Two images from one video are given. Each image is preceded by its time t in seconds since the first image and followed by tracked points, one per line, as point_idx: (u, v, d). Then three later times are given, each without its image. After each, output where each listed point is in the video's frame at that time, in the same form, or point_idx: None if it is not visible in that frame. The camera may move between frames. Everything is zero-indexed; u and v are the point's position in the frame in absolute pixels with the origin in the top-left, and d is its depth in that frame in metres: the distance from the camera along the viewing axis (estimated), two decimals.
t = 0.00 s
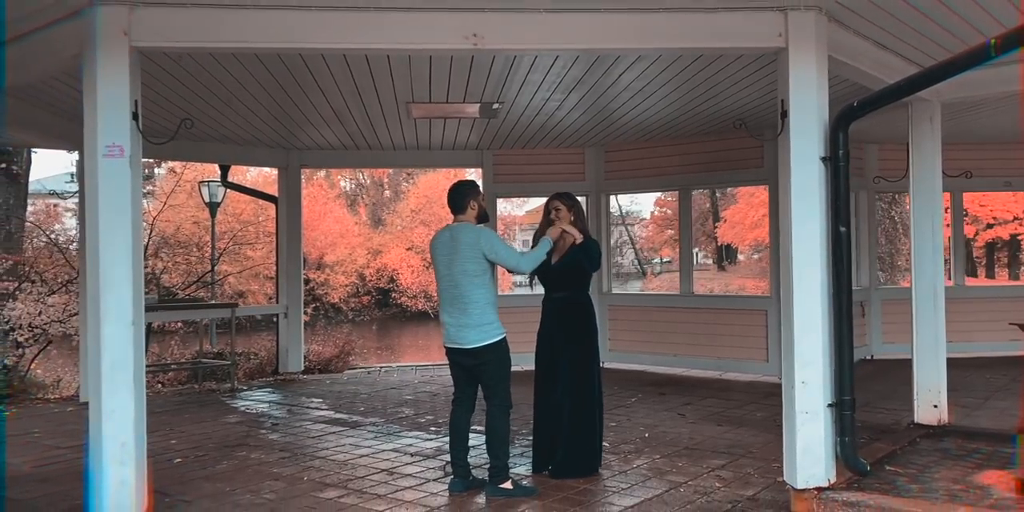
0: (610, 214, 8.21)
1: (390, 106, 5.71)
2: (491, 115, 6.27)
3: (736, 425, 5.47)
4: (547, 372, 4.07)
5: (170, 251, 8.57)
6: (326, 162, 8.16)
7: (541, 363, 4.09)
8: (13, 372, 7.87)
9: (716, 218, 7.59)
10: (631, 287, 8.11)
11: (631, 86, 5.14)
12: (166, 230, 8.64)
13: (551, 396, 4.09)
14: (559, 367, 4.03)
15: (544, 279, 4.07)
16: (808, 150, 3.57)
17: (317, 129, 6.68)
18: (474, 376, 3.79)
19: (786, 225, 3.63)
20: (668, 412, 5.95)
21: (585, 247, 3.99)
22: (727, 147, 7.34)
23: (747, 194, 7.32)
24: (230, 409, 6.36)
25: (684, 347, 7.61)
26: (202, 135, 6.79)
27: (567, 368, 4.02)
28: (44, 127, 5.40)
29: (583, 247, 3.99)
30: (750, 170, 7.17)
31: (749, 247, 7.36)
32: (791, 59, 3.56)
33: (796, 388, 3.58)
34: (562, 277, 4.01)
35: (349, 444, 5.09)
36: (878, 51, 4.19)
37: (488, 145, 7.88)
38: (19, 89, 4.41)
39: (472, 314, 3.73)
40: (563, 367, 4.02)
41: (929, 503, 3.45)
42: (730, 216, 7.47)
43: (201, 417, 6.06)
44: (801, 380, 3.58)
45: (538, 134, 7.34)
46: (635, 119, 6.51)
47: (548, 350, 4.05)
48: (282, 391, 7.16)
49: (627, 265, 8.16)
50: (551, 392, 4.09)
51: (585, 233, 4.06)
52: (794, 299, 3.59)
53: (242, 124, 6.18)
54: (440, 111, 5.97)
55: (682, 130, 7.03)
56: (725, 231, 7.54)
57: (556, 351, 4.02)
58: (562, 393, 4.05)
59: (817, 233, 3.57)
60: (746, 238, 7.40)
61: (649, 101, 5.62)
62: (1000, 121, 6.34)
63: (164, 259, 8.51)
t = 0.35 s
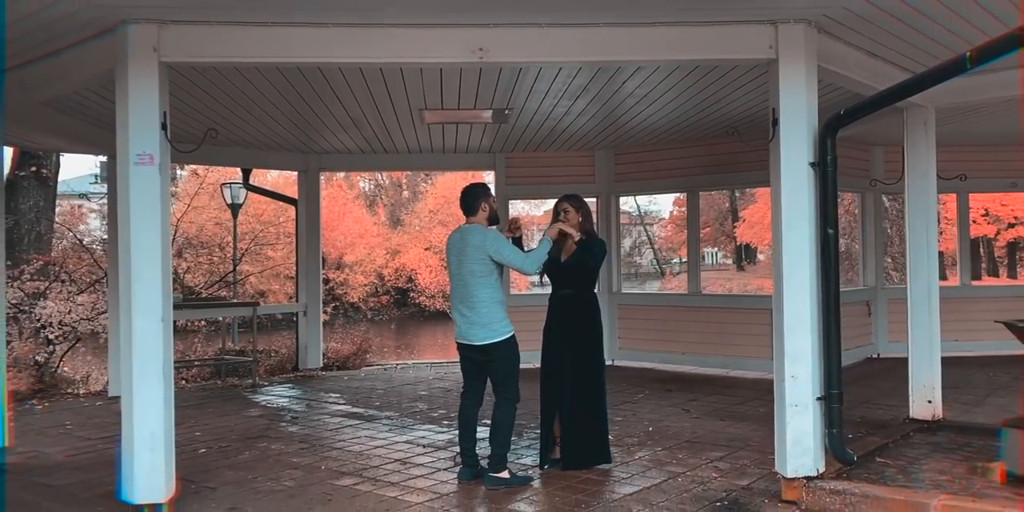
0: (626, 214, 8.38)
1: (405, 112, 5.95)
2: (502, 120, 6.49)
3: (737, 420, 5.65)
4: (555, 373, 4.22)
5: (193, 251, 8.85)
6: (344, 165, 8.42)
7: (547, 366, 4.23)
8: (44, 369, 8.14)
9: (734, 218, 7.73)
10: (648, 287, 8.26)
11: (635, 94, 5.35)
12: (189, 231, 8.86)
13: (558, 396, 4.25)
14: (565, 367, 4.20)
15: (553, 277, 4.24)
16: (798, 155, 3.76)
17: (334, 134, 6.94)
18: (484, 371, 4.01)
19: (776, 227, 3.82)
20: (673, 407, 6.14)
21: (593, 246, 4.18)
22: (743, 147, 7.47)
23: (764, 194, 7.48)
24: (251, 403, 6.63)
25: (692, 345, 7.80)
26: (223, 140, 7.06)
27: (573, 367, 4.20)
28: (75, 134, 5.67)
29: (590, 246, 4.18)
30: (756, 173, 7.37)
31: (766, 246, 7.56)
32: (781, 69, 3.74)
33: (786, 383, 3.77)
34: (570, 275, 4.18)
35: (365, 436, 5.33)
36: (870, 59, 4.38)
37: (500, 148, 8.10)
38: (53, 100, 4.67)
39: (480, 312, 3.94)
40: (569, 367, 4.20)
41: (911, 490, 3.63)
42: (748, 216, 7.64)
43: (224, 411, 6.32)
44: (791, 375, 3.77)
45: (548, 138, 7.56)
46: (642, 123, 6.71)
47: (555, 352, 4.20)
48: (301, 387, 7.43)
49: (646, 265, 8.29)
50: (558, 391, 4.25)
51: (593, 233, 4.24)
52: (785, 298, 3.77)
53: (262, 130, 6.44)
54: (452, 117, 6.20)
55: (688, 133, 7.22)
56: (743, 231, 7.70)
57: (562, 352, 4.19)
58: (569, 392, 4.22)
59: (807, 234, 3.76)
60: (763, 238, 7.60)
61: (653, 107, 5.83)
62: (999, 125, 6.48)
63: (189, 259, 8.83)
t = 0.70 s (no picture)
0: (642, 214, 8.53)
1: (420, 118, 6.16)
2: (514, 125, 6.69)
3: (742, 416, 5.83)
4: (561, 368, 4.43)
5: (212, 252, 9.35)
6: (361, 168, 8.66)
7: (555, 361, 4.45)
8: (72, 366, 8.27)
9: (751, 219, 7.84)
10: (665, 287, 8.35)
11: (642, 101, 5.55)
12: (211, 232, 9.45)
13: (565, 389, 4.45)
14: (570, 362, 4.41)
15: (561, 281, 4.46)
16: (794, 162, 3.93)
17: (351, 139, 7.16)
18: (501, 368, 4.19)
19: (774, 230, 4.00)
20: (680, 404, 6.33)
21: (593, 253, 4.35)
22: (739, 151, 7.71)
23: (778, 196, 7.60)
24: (272, 399, 6.86)
25: (701, 344, 7.98)
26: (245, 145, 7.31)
27: (577, 364, 4.40)
28: (106, 141, 5.92)
29: (592, 252, 4.36)
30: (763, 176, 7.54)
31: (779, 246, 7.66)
32: (778, 79, 3.92)
33: (783, 379, 3.96)
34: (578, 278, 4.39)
35: (382, 430, 5.55)
36: (867, 68, 4.55)
37: (513, 152, 8.31)
38: (87, 110, 4.90)
39: (498, 315, 4.15)
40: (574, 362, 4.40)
41: (901, 481, 3.81)
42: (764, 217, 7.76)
43: (246, 406, 6.56)
44: (788, 371, 3.95)
45: (559, 142, 7.76)
46: (651, 128, 6.90)
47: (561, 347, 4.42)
48: (320, 384, 7.67)
49: (662, 265, 8.40)
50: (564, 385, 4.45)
51: (596, 239, 4.42)
52: (782, 298, 3.96)
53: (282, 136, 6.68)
54: (466, 123, 6.41)
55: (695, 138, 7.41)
56: (759, 232, 7.80)
57: (568, 348, 4.40)
58: (574, 388, 4.41)
59: (802, 237, 3.94)
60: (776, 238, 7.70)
61: (660, 113, 6.02)
62: (1001, 129, 6.61)
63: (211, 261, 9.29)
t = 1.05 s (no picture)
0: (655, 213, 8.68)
1: (436, 124, 6.38)
2: (527, 130, 6.89)
3: (747, 412, 6.02)
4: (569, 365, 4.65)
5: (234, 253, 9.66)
6: (379, 171, 8.89)
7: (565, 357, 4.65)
8: (100, 364, 8.55)
9: (764, 216, 7.92)
10: (680, 287, 8.52)
11: (651, 108, 5.74)
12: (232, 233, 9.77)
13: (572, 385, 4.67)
14: (577, 357, 4.62)
15: (567, 277, 4.67)
16: (793, 167, 4.12)
17: (369, 143, 7.38)
18: (515, 363, 4.41)
19: (774, 231, 4.19)
20: (687, 401, 6.52)
21: (593, 251, 4.56)
22: (738, 157, 7.92)
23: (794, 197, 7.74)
24: (293, 395, 7.11)
25: (710, 343, 8.16)
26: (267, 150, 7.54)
27: (584, 359, 4.62)
28: (136, 147, 6.17)
29: (592, 249, 4.57)
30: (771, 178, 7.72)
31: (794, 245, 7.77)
32: (778, 89, 4.11)
33: (782, 374, 4.14)
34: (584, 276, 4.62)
35: (399, 423, 5.79)
36: (866, 75, 4.73)
37: (526, 155, 8.51)
38: (120, 118, 5.16)
39: (515, 312, 4.36)
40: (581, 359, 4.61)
41: (894, 472, 3.99)
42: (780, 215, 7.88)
43: (269, 402, 6.80)
44: (787, 367, 4.14)
45: (572, 145, 7.95)
46: (660, 133, 7.08)
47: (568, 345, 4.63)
48: (339, 380, 7.92)
49: (677, 265, 8.58)
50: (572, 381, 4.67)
51: (599, 239, 4.61)
52: (782, 297, 4.14)
53: (302, 141, 6.91)
54: (480, 128, 6.62)
55: (704, 142, 7.58)
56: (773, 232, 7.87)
57: (575, 345, 4.61)
58: (581, 382, 4.64)
59: (801, 238, 4.12)
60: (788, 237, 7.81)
61: (669, 119, 6.20)
62: (1002, 133, 6.77)
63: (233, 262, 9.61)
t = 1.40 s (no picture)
0: (668, 214, 8.88)
1: (448, 131, 6.61)
2: (538, 136, 7.11)
3: (750, 409, 6.22)
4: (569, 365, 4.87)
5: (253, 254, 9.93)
6: (394, 175, 9.13)
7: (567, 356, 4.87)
8: (124, 362, 8.87)
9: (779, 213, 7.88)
10: (693, 287, 8.66)
11: (656, 117, 5.95)
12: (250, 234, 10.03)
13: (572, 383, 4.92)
14: (576, 357, 4.84)
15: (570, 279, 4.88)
16: (789, 174, 4.33)
17: (384, 149, 7.62)
18: (529, 363, 4.63)
19: (771, 235, 4.39)
20: (693, 398, 6.72)
21: (600, 258, 4.78)
22: (737, 164, 8.20)
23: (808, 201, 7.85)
24: (311, 392, 7.36)
25: (716, 343, 8.35)
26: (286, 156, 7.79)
27: (582, 359, 4.84)
28: (162, 154, 6.44)
29: (597, 256, 4.78)
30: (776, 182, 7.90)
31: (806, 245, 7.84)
32: (775, 101, 4.32)
33: (780, 372, 4.34)
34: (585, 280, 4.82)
35: (413, 419, 6.03)
36: (862, 86, 4.92)
37: (537, 159, 8.73)
38: (148, 127, 5.41)
39: (527, 315, 4.58)
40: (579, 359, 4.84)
41: (885, 466, 4.18)
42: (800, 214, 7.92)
43: (288, 398, 7.06)
44: (784, 365, 4.33)
45: (581, 150, 8.16)
46: (667, 138, 7.28)
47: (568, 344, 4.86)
48: (354, 378, 8.18)
49: (691, 265, 8.72)
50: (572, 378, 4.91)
51: (602, 245, 4.84)
52: (779, 298, 4.34)
53: (320, 147, 7.15)
54: (491, 135, 6.84)
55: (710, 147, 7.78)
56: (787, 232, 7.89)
57: (576, 344, 4.83)
58: (581, 379, 4.89)
59: (797, 242, 4.32)
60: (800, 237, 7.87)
61: (674, 126, 6.41)
62: (1001, 139, 6.93)
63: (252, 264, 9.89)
